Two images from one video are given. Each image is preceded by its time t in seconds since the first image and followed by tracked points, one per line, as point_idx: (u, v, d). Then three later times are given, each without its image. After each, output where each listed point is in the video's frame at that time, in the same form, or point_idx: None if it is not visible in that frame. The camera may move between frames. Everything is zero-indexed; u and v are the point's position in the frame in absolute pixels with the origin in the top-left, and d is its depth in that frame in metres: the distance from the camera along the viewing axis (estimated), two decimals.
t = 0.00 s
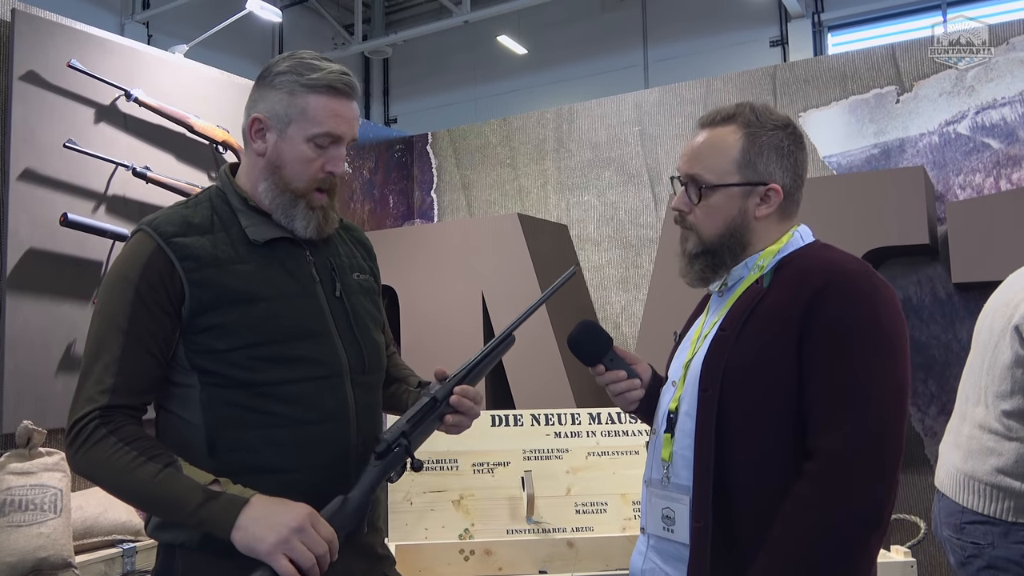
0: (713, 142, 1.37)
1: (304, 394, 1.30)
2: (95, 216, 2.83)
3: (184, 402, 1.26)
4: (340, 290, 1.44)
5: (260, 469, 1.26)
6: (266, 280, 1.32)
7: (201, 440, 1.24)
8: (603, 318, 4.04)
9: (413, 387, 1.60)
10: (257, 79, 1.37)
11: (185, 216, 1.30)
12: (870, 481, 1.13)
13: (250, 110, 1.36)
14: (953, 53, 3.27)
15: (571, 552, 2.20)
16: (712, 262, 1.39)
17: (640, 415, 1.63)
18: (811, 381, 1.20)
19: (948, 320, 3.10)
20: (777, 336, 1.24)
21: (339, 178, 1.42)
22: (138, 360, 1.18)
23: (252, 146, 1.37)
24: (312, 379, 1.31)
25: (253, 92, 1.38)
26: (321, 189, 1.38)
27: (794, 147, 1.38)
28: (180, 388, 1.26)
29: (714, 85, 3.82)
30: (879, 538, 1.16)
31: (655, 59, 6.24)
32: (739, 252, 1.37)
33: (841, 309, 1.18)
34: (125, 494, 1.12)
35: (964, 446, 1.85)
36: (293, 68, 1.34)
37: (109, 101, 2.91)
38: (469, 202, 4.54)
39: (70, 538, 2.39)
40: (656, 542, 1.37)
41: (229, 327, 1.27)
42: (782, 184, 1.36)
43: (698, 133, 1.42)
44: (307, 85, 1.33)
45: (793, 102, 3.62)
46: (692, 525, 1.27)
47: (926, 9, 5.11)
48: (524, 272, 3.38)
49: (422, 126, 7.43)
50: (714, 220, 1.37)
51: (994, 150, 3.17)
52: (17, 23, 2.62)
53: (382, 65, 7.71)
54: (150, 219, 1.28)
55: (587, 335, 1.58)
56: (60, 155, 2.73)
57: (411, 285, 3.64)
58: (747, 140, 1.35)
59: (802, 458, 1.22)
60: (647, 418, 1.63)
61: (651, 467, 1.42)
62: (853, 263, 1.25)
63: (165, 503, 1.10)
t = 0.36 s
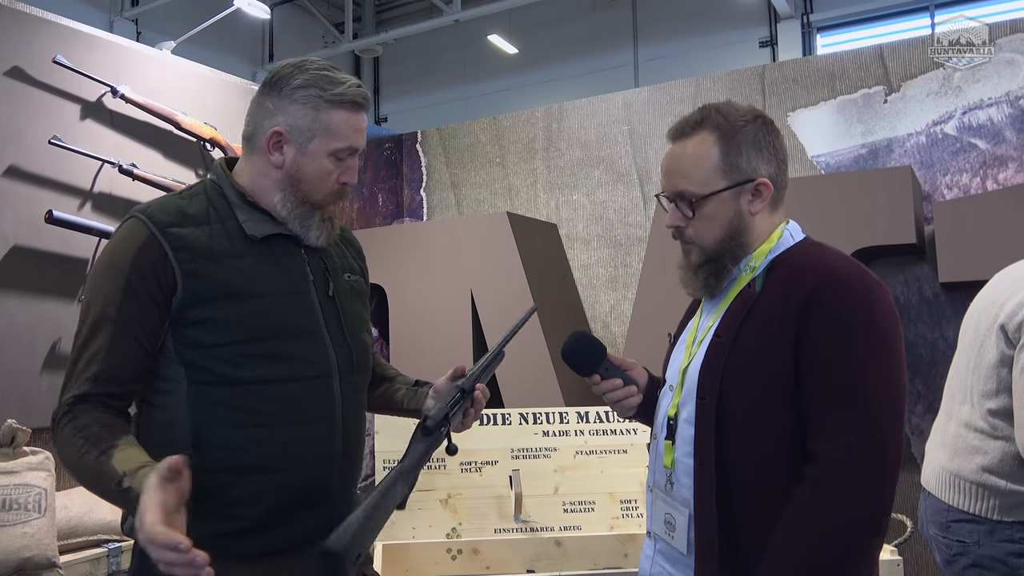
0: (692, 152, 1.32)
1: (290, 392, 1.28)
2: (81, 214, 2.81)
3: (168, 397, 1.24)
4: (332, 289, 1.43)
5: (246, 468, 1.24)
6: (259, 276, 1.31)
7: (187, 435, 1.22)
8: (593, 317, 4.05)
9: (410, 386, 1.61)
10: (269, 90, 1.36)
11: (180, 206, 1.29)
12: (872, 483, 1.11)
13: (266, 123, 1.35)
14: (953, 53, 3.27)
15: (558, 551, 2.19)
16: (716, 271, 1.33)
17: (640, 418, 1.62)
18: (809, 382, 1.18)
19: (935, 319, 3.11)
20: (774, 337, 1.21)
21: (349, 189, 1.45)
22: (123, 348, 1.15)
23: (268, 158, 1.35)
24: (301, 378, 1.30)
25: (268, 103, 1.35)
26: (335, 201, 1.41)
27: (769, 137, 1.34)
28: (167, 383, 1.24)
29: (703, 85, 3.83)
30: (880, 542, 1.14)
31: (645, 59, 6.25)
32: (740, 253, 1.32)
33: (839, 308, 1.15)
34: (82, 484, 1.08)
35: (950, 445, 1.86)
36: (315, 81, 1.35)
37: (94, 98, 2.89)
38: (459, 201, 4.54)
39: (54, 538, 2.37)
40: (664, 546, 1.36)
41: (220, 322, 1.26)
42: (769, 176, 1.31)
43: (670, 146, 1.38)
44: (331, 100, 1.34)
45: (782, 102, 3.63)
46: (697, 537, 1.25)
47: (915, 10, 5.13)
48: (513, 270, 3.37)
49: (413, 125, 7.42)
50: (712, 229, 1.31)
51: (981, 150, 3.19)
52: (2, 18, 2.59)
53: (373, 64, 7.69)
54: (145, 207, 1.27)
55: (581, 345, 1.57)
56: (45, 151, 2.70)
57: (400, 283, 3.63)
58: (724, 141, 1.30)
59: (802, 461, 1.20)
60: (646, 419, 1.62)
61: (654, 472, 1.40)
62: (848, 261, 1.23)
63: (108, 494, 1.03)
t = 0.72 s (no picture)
0: (677, 157, 1.31)
1: (293, 384, 1.28)
2: (74, 205, 2.80)
3: (167, 386, 1.21)
4: (334, 283, 1.43)
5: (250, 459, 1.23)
6: (266, 266, 1.30)
7: (188, 425, 1.20)
8: (588, 309, 4.05)
9: (395, 385, 1.62)
10: (283, 79, 1.37)
11: (190, 193, 1.28)
12: (885, 472, 1.11)
13: (281, 111, 1.35)
14: (952, 52, 3.27)
15: (555, 540, 2.18)
16: (710, 273, 1.32)
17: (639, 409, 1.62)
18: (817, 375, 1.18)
19: (929, 310, 3.12)
20: (781, 330, 1.21)
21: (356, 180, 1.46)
22: (123, 333, 1.13)
23: (282, 146, 1.36)
24: (305, 370, 1.30)
25: (282, 92, 1.36)
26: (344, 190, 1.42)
27: (755, 136, 1.32)
28: (165, 372, 1.22)
29: (698, 76, 3.83)
30: (892, 533, 1.14)
31: (640, 51, 6.24)
32: (732, 253, 1.31)
33: (849, 295, 1.16)
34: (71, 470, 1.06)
35: (944, 433, 1.87)
36: (331, 71, 1.37)
37: (88, 88, 2.87)
38: (455, 193, 4.53)
39: (50, 530, 2.36)
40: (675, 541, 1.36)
41: (227, 311, 1.25)
42: (757, 177, 1.30)
43: (655, 151, 1.36)
44: (346, 90, 1.36)
45: (777, 93, 3.63)
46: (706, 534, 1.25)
47: (910, 2, 5.14)
48: (509, 263, 3.37)
49: (409, 117, 7.41)
50: (702, 232, 1.31)
51: (975, 141, 3.20)
52: None
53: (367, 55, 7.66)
54: (153, 192, 1.25)
55: (581, 344, 1.58)
56: (38, 142, 2.69)
57: (396, 274, 3.62)
58: (709, 145, 1.29)
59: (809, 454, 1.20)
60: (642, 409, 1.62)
61: (662, 468, 1.41)
62: (853, 252, 1.24)
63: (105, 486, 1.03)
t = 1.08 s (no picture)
0: (664, 160, 1.31)
1: (292, 376, 1.29)
2: (70, 196, 2.79)
3: (164, 379, 1.21)
4: (330, 275, 1.44)
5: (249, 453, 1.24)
6: (263, 259, 1.30)
7: (185, 418, 1.20)
8: (584, 301, 4.06)
9: (379, 380, 1.64)
10: (276, 68, 1.37)
11: (185, 184, 1.28)
12: (890, 467, 1.11)
13: (275, 100, 1.34)
14: (949, 45, 3.27)
15: (550, 531, 2.19)
16: (709, 271, 1.32)
17: (638, 404, 1.63)
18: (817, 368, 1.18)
19: (924, 302, 3.13)
20: (780, 324, 1.21)
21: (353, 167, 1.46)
22: (117, 324, 1.12)
23: (278, 136, 1.35)
24: (302, 362, 1.30)
25: (275, 80, 1.36)
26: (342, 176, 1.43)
27: (740, 130, 1.32)
28: (162, 365, 1.21)
29: (695, 68, 3.82)
30: (896, 522, 1.14)
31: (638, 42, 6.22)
32: (729, 249, 1.31)
33: (850, 290, 1.15)
34: (84, 460, 1.06)
35: (938, 425, 1.88)
36: (324, 58, 1.37)
37: (82, 79, 2.86)
38: (451, 184, 4.52)
39: (46, 521, 2.37)
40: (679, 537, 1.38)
41: (223, 304, 1.24)
42: (748, 171, 1.31)
43: (642, 155, 1.36)
44: (341, 77, 1.36)
45: (774, 85, 3.62)
46: (712, 530, 1.26)
47: None
48: (505, 255, 3.37)
49: (406, 108, 7.38)
50: (698, 231, 1.32)
51: (971, 133, 3.20)
52: None
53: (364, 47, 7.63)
54: (150, 183, 1.25)
55: (574, 340, 1.59)
56: (33, 133, 2.67)
57: (392, 266, 3.62)
58: (695, 145, 1.29)
59: (811, 447, 1.21)
60: (644, 404, 1.62)
61: (664, 463, 1.42)
62: (848, 244, 1.23)
63: (134, 472, 1.04)
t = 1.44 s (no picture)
0: (652, 179, 1.30)
1: (290, 374, 1.29)
2: (69, 192, 2.79)
3: (162, 376, 1.21)
4: (328, 272, 1.44)
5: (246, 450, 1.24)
6: (262, 257, 1.30)
7: (183, 415, 1.20)
8: (583, 298, 4.06)
9: (368, 385, 1.64)
10: (274, 62, 1.37)
11: (184, 180, 1.28)
12: (892, 467, 1.11)
13: (274, 95, 1.35)
14: (944, 41, 3.27)
15: (547, 529, 2.19)
16: (720, 277, 1.30)
17: (636, 403, 1.63)
18: (818, 368, 1.18)
19: (923, 300, 3.13)
20: (781, 325, 1.21)
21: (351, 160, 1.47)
22: (106, 319, 1.12)
23: (277, 130, 1.35)
24: (301, 360, 1.30)
25: (272, 75, 1.36)
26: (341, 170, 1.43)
27: (720, 133, 1.32)
28: (159, 362, 1.21)
29: (694, 66, 3.82)
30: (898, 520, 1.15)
31: (638, 39, 6.21)
32: (738, 253, 1.29)
33: (851, 290, 1.15)
34: (62, 460, 1.07)
35: (936, 424, 1.88)
36: (320, 51, 1.37)
37: (82, 75, 2.85)
38: (450, 181, 4.52)
39: (45, 516, 2.37)
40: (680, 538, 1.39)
41: (222, 301, 1.25)
42: (736, 168, 1.31)
43: (627, 181, 1.35)
44: (338, 70, 1.36)
45: (774, 82, 3.62)
46: (715, 531, 1.26)
47: None
48: (504, 253, 3.37)
49: (406, 105, 7.36)
50: (705, 241, 1.30)
51: (971, 132, 3.20)
52: None
53: (363, 43, 7.62)
54: (148, 178, 1.25)
55: (574, 339, 1.58)
56: (31, 129, 2.67)
57: (392, 263, 3.62)
58: (680, 157, 1.29)
59: (813, 447, 1.21)
60: (644, 404, 1.62)
61: (666, 464, 1.42)
62: (848, 243, 1.23)
63: (104, 472, 1.06)
